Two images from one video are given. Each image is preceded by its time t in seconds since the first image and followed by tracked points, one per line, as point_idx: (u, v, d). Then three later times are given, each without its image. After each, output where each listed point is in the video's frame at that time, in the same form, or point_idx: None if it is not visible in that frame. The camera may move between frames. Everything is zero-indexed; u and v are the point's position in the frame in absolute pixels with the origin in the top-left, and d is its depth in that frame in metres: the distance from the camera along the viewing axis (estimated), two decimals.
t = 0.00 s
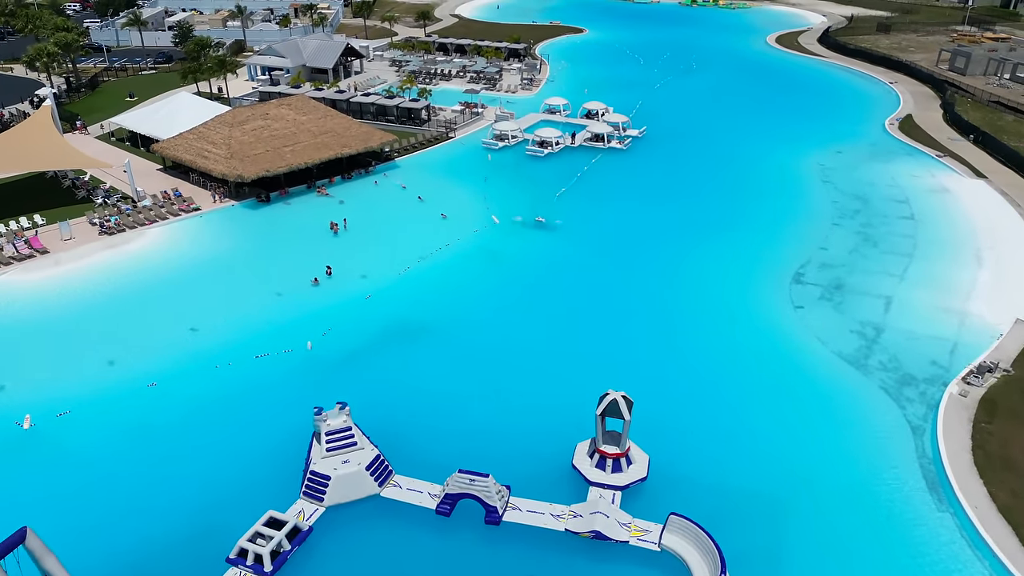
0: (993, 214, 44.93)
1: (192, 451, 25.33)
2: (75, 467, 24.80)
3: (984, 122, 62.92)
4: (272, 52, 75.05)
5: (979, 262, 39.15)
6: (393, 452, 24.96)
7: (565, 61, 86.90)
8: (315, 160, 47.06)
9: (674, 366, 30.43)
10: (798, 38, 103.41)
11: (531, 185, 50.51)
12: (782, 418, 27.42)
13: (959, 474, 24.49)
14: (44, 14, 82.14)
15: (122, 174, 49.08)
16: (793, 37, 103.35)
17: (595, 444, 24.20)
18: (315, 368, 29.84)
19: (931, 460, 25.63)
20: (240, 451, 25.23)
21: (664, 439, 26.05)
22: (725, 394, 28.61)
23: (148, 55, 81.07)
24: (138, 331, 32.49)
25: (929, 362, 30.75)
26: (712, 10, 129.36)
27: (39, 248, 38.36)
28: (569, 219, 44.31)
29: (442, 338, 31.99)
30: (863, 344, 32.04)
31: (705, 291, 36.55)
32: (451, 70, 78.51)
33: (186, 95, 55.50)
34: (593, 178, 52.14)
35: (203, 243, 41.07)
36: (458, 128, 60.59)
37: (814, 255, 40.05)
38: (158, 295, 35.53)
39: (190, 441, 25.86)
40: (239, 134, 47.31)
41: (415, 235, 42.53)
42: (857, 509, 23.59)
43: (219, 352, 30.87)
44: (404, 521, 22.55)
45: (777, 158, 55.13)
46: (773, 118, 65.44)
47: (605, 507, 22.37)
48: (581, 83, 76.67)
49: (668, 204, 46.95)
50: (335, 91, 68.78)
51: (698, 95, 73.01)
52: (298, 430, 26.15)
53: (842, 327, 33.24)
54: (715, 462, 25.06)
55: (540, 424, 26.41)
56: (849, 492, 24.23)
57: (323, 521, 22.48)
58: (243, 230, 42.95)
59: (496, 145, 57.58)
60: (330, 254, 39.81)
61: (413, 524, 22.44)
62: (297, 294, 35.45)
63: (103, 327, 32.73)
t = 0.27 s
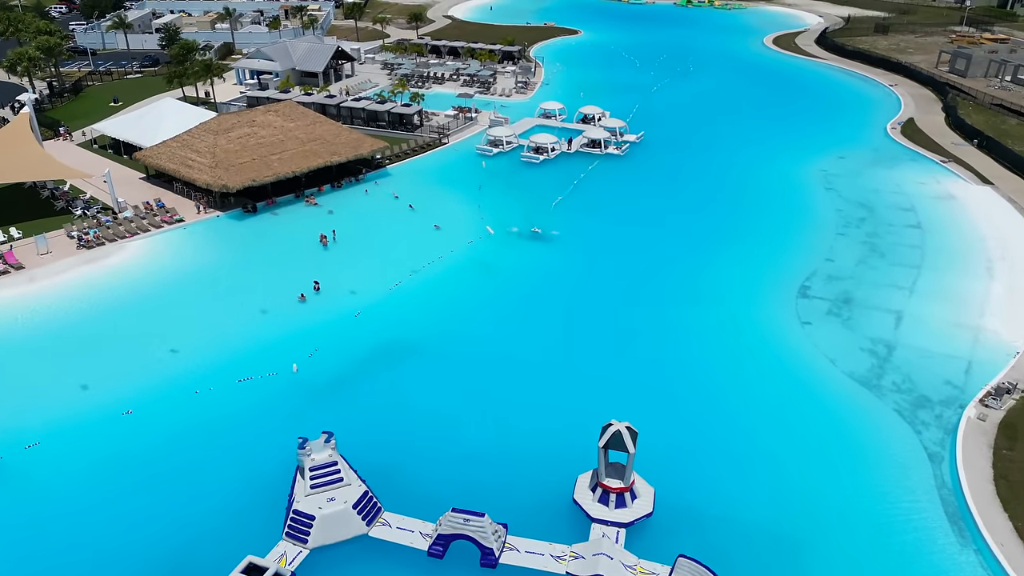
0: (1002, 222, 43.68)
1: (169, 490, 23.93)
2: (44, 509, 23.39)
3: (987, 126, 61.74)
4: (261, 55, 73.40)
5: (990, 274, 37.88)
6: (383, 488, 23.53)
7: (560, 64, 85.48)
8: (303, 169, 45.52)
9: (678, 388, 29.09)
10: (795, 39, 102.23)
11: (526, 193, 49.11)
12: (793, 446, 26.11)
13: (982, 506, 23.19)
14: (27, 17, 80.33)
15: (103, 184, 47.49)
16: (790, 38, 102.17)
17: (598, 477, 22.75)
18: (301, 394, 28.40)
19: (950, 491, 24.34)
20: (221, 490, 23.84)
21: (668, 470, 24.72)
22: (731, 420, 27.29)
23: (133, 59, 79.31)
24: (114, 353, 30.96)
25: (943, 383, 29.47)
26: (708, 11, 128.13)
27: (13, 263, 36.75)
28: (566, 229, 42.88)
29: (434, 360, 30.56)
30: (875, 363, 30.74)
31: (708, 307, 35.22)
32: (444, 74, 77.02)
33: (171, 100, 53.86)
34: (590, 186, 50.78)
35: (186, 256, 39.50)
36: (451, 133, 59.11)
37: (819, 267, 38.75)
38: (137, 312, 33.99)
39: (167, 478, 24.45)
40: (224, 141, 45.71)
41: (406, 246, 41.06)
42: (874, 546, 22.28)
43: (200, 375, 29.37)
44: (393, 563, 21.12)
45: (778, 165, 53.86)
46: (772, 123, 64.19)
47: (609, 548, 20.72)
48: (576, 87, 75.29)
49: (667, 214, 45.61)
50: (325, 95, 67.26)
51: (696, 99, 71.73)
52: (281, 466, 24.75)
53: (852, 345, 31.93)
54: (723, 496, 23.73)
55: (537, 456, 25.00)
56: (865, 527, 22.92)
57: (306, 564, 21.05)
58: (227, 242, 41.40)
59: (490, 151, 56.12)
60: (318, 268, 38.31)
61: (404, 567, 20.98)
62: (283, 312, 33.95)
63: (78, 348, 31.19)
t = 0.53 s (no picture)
0: (1015, 232, 42.34)
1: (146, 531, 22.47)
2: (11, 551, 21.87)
3: (994, 130, 60.42)
4: (252, 59, 71.81)
5: (1005, 287, 36.53)
6: (373, 530, 22.09)
7: (557, 66, 84.05)
8: (293, 178, 44.01)
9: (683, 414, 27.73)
10: (795, 41, 100.94)
11: (524, 202, 47.68)
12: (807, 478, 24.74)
13: (1011, 544, 21.80)
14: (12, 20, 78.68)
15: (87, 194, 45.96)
16: (789, 40, 100.88)
17: (602, 515, 21.33)
18: (288, 423, 26.94)
19: (976, 526, 22.98)
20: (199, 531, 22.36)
21: (676, 509, 23.33)
22: (741, 450, 25.93)
23: (122, 62, 77.68)
24: (91, 376, 29.46)
25: (963, 406, 28.11)
26: (706, 12, 126.81)
27: None
28: (565, 241, 41.43)
29: (428, 385, 29.13)
30: (890, 385, 29.36)
31: (714, 324, 33.82)
32: (439, 77, 75.57)
33: (157, 107, 52.28)
34: (589, 194, 49.38)
35: (171, 270, 37.99)
36: (446, 139, 57.65)
37: (829, 280, 37.36)
38: (117, 332, 32.47)
39: (144, 518, 22.98)
40: (211, 150, 44.16)
41: (400, 259, 39.60)
42: None
43: (181, 401, 27.89)
44: None
45: (782, 171, 52.49)
46: (775, 128, 62.83)
47: None
48: (574, 90, 73.87)
49: (670, 224, 44.23)
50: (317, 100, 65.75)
51: (696, 103, 70.36)
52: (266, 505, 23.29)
53: (865, 365, 30.55)
54: (734, 536, 22.37)
55: (537, 493, 23.57)
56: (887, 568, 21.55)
57: None
58: (214, 255, 39.88)
59: (487, 157, 54.65)
60: (308, 283, 36.81)
61: None
62: (270, 330, 32.46)
63: (53, 371, 29.67)
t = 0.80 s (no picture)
0: None
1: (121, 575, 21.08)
2: None
3: (1004, 135, 59.05)
4: (245, 62, 70.29)
5: None
6: None
7: (556, 69, 82.60)
8: (284, 188, 42.53)
9: (693, 446, 26.29)
10: (797, 42, 99.59)
11: (523, 211, 46.24)
12: (824, 517, 23.41)
13: None
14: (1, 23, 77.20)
15: (71, 204, 44.44)
16: (791, 42, 99.48)
17: (610, 561, 19.73)
18: (276, 455, 25.53)
19: (1006, 566, 21.65)
20: None
21: (685, 552, 21.96)
22: (754, 485, 24.60)
23: (112, 66, 76.21)
24: (68, 401, 27.99)
25: (987, 432, 26.74)
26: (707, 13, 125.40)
27: None
28: (566, 253, 40.01)
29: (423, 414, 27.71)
30: (909, 409, 27.99)
31: (722, 344, 32.41)
32: (436, 81, 74.15)
33: (145, 113, 50.78)
34: (591, 203, 47.95)
35: (156, 285, 36.50)
36: (443, 145, 56.19)
37: (840, 295, 35.96)
38: (97, 352, 31.00)
39: (118, 560, 21.54)
40: (199, 159, 42.64)
41: (395, 273, 38.14)
42: None
43: (163, 429, 26.45)
44: None
45: (788, 179, 51.10)
46: (780, 133, 61.40)
47: None
48: (573, 94, 72.42)
49: (673, 235, 42.80)
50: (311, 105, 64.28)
51: (698, 107, 68.95)
52: (249, 549, 21.91)
53: (882, 388, 29.15)
54: None
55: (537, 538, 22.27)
56: None
57: None
58: (202, 269, 38.40)
59: (485, 164, 53.21)
60: (299, 299, 35.36)
61: None
62: (257, 351, 30.99)
63: (28, 396, 28.18)
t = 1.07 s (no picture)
0: None
1: None
2: None
3: (1016, 140, 57.60)
4: (239, 66, 68.77)
5: None
6: None
7: (557, 72, 81.14)
8: (276, 199, 41.06)
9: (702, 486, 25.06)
10: (801, 44, 98.13)
11: (524, 221, 44.77)
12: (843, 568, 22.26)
13: None
14: None
15: (55, 215, 42.91)
16: (795, 43, 98.01)
17: None
18: (263, 491, 24.14)
19: None
20: None
21: None
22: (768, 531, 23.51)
23: (104, 69, 74.75)
24: (46, 431, 26.55)
25: (1015, 463, 25.42)
26: (708, 14, 123.93)
27: None
28: (568, 266, 38.55)
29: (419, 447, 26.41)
30: (932, 438, 26.64)
31: (733, 367, 31.01)
32: (434, 84, 72.70)
33: (134, 119, 49.25)
34: (593, 212, 46.50)
35: (142, 301, 35.00)
36: (441, 152, 54.72)
37: (854, 311, 34.51)
38: (77, 376, 29.50)
39: None
40: (188, 168, 41.10)
41: (390, 287, 36.65)
42: None
43: (144, 461, 24.99)
44: None
45: (796, 187, 49.64)
46: (786, 138, 59.91)
47: None
48: (574, 98, 70.95)
49: (678, 247, 41.37)
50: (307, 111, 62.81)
51: (701, 111, 67.46)
52: None
53: (903, 413, 27.84)
54: None
55: None
56: None
57: None
58: (190, 284, 36.92)
59: (484, 171, 51.74)
60: (290, 316, 33.86)
61: None
62: (246, 374, 29.55)
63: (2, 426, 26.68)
